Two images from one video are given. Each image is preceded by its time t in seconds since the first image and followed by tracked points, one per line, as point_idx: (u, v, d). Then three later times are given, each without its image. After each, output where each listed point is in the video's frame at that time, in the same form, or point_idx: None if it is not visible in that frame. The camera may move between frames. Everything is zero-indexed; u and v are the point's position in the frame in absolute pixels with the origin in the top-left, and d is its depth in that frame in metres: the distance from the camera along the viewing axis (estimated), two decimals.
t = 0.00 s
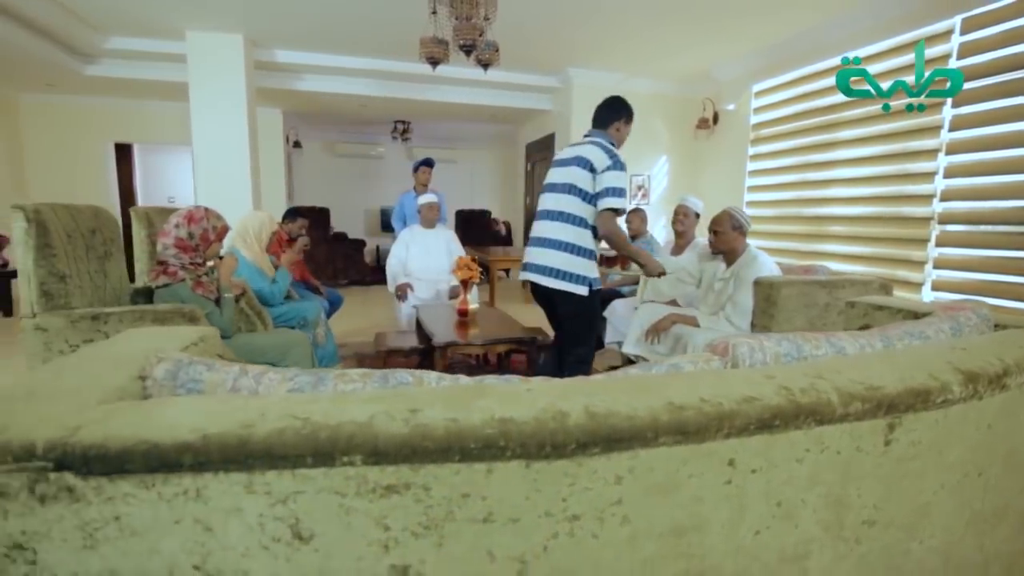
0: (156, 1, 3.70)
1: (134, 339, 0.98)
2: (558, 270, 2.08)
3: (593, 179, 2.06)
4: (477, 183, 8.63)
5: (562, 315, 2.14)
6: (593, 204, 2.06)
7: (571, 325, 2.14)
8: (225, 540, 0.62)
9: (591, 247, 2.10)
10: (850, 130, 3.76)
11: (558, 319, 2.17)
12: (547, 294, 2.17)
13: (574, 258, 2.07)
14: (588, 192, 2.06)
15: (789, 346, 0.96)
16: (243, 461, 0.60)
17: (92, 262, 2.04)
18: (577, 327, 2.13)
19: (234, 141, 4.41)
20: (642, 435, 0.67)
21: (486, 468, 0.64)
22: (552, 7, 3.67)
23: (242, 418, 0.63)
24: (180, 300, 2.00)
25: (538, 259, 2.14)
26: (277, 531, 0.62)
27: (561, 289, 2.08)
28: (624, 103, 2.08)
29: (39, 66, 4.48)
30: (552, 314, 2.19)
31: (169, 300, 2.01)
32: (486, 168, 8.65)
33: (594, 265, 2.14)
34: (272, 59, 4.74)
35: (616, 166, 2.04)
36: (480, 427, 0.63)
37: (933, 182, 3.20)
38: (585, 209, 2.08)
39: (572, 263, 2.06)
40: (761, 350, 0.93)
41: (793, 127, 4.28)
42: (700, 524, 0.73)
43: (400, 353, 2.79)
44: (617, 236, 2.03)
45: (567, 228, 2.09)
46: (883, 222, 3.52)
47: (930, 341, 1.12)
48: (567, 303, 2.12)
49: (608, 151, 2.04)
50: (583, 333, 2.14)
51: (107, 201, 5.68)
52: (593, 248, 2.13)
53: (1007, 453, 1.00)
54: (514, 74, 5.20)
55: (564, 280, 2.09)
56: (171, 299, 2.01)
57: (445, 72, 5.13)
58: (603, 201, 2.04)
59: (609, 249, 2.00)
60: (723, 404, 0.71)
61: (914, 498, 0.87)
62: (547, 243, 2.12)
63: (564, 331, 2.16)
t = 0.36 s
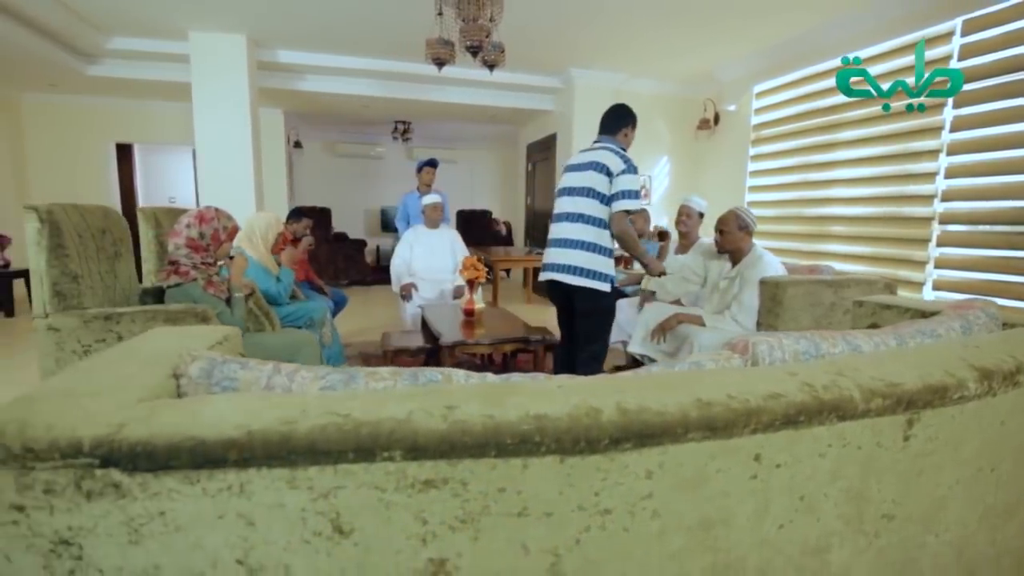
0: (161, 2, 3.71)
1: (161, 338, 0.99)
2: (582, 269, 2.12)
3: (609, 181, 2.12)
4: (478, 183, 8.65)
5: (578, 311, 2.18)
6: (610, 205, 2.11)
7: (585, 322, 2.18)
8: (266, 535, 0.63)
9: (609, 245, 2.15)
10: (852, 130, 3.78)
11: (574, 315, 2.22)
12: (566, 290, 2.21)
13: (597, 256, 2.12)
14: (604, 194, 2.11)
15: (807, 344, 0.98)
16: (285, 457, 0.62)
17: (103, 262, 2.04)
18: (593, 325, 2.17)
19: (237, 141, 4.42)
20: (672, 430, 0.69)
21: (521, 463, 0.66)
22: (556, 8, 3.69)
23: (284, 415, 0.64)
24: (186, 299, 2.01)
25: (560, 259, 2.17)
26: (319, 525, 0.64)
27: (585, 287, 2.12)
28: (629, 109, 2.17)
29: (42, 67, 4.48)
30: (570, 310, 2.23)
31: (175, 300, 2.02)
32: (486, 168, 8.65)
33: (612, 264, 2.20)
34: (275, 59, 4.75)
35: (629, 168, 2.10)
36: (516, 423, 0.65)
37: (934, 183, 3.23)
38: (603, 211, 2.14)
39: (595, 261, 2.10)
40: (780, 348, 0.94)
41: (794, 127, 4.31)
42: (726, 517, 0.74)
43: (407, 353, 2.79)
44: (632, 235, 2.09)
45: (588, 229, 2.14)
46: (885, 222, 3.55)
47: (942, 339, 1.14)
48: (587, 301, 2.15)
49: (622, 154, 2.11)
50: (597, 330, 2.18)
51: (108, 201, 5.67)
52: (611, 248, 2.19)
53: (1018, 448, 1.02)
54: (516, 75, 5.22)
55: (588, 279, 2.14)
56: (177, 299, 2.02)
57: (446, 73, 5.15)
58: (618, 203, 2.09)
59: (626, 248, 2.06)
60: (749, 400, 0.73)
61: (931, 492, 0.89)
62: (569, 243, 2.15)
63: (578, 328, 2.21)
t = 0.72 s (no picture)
0: (164, 2, 3.72)
1: (185, 337, 1.00)
2: (588, 266, 2.30)
3: (609, 185, 2.28)
4: (478, 183, 8.66)
5: (591, 303, 2.37)
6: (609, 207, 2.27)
7: (598, 313, 2.38)
8: (305, 529, 0.65)
9: (612, 243, 2.31)
10: (852, 131, 3.81)
11: (588, 307, 2.41)
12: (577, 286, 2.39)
13: (601, 254, 2.28)
14: (604, 197, 2.27)
15: (823, 343, 1.00)
16: (325, 452, 0.63)
17: (112, 262, 2.05)
18: (606, 316, 2.35)
19: (240, 141, 4.43)
20: (700, 426, 0.70)
21: (554, 458, 0.67)
22: (559, 9, 3.71)
23: (322, 412, 0.65)
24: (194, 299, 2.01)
25: (568, 257, 2.33)
26: (357, 519, 0.65)
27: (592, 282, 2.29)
28: (627, 118, 2.30)
29: (44, 67, 4.47)
30: (583, 303, 2.43)
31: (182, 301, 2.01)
32: (486, 168, 8.66)
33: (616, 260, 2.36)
34: (277, 59, 4.75)
35: (628, 173, 2.25)
36: (548, 420, 0.66)
37: (934, 183, 3.26)
38: (605, 212, 2.29)
39: (601, 258, 2.27)
40: (798, 346, 0.96)
41: (794, 128, 4.34)
42: (750, 511, 0.76)
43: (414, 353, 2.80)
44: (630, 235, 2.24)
45: (592, 229, 2.30)
46: (885, 222, 3.58)
47: (952, 337, 1.16)
48: (598, 292, 2.34)
49: (620, 160, 2.26)
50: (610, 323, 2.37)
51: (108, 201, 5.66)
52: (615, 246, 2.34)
53: None
54: (517, 75, 5.24)
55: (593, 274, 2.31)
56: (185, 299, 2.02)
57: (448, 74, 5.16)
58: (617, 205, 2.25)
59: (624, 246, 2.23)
60: (773, 397, 0.74)
61: (945, 487, 0.91)
62: (576, 243, 2.32)
63: (593, 319, 2.40)
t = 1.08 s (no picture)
0: (166, 2, 3.72)
1: (209, 337, 1.00)
2: (599, 264, 2.38)
3: (619, 186, 2.37)
4: (478, 183, 8.66)
5: (600, 301, 2.46)
6: (619, 208, 2.36)
7: (606, 311, 2.47)
8: (343, 523, 0.66)
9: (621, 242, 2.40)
10: (852, 132, 3.85)
11: (595, 306, 2.50)
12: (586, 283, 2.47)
13: (610, 252, 2.37)
14: (614, 198, 2.36)
15: (837, 340, 1.01)
16: (363, 448, 0.64)
17: (121, 262, 2.06)
18: (613, 313, 2.45)
19: (242, 141, 4.43)
20: (724, 421, 0.72)
21: (584, 453, 0.69)
22: (562, 10, 3.73)
23: (358, 408, 0.66)
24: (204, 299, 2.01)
25: (580, 255, 2.42)
26: (393, 514, 0.66)
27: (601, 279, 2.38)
28: (637, 125, 2.41)
29: (45, 67, 4.47)
30: (590, 302, 2.51)
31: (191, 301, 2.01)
32: (485, 168, 8.67)
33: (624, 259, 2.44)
34: (279, 59, 4.76)
35: (638, 176, 2.36)
36: (579, 416, 0.68)
37: (934, 184, 3.30)
38: (615, 213, 2.38)
39: (612, 257, 2.37)
40: (813, 344, 0.98)
41: (794, 129, 4.38)
42: (771, 505, 0.78)
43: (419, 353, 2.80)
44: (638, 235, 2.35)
45: (602, 229, 2.38)
46: (884, 222, 3.62)
47: (959, 335, 1.18)
48: (606, 291, 2.43)
49: (630, 164, 2.36)
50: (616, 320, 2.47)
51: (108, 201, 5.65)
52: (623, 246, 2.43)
53: None
54: (518, 76, 5.26)
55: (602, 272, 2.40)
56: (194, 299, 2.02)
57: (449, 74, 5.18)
58: (626, 206, 2.35)
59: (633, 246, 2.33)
60: (794, 393, 0.76)
61: (958, 481, 0.93)
62: (589, 241, 2.40)
63: (600, 317, 2.49)
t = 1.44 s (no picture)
0: (166, 2, 3.70)
1: (231, 335, 1.01)
2: (610, 260, 2.43)
3: (629, 185, 2.42)
4: (475, 183, 8.66)
5: (607, 296, 2.49)
6: (629, 206, 2.42)
7: (613, 306, 2.50)
8: (380, 516, 0.67)
9: (630, 239, 2.45)
10: (848, 133, 3.90)
11: (603, 302, 2.54)
12: (595, 277, 2.52)
13: (621, 248, 2.42)
14: (624, 196, 2.41)
15: (849, 337, 1.04)
16: (400, 443, 0.66)
17: (127, 262, 2.05)
18: (619, 309, 2.49)
19: (242, 141, 4.42)
20: (749, 416, 0.74)
21: (613, 448, 0.71)
22: (563, 11, 3.75)
23: (395, 405, 0.68)
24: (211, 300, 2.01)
25: (592, 251, 2.46)
26: (429, 508, 0.68)
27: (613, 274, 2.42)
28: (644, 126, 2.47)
29: (42, 66, 4.43)
30: (597, 299, 2.55)
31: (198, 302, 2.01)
32: (483, 168, 8.68)
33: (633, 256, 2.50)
34: (279, 59, 4.76)
35: (647, 175, 2.42)
36: (609, 411, 0.70)
37: (930, 184, 3.34)
38: (625, 210, 2.43)
39: (622, 253, 2.41)
40: (826, 341, 1.01)
41: (791, 130, 4.42)
42: (792, 498, 0.80)
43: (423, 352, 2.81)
44: (647, 232, 2.43)
45: (614, 226, 2.43)
46: (880, 222, 3.67)
47: (965, 332, 1.21)
48: (615, 285, 2.47)
49: (640, 163, 2.41)
50: (622, 316, 2.50)
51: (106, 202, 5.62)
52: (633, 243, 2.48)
53: None
54: (517, 77, 5.28)
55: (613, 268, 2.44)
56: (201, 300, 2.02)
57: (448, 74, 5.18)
58: (635, 205, 2.42)
59: (643, 243, 2.41)
60: (815, 389, 0.78)
61: (968, 474, 0.95)
62: (601, 237, 2.43)
63: (607, 312, 2.52)
